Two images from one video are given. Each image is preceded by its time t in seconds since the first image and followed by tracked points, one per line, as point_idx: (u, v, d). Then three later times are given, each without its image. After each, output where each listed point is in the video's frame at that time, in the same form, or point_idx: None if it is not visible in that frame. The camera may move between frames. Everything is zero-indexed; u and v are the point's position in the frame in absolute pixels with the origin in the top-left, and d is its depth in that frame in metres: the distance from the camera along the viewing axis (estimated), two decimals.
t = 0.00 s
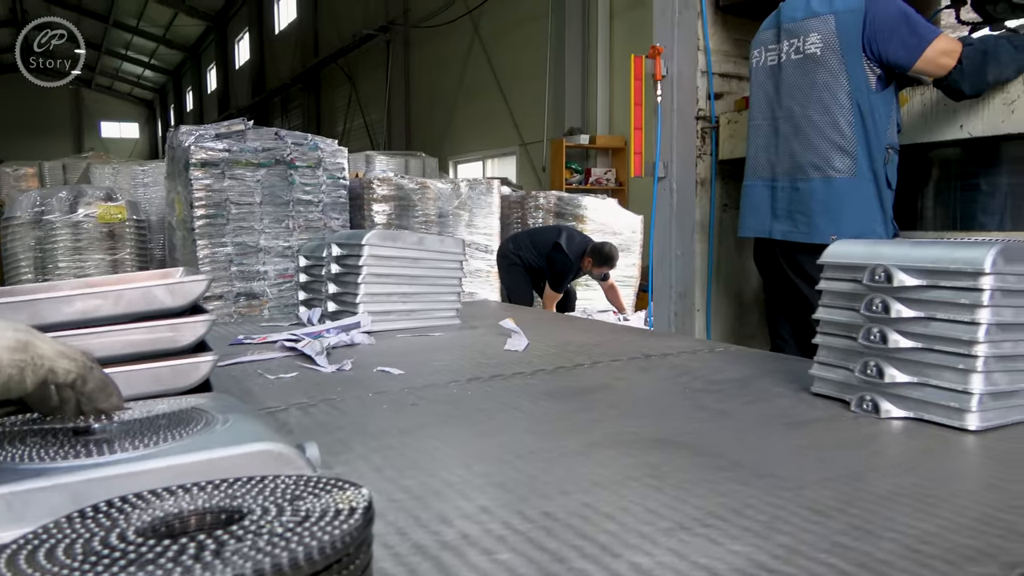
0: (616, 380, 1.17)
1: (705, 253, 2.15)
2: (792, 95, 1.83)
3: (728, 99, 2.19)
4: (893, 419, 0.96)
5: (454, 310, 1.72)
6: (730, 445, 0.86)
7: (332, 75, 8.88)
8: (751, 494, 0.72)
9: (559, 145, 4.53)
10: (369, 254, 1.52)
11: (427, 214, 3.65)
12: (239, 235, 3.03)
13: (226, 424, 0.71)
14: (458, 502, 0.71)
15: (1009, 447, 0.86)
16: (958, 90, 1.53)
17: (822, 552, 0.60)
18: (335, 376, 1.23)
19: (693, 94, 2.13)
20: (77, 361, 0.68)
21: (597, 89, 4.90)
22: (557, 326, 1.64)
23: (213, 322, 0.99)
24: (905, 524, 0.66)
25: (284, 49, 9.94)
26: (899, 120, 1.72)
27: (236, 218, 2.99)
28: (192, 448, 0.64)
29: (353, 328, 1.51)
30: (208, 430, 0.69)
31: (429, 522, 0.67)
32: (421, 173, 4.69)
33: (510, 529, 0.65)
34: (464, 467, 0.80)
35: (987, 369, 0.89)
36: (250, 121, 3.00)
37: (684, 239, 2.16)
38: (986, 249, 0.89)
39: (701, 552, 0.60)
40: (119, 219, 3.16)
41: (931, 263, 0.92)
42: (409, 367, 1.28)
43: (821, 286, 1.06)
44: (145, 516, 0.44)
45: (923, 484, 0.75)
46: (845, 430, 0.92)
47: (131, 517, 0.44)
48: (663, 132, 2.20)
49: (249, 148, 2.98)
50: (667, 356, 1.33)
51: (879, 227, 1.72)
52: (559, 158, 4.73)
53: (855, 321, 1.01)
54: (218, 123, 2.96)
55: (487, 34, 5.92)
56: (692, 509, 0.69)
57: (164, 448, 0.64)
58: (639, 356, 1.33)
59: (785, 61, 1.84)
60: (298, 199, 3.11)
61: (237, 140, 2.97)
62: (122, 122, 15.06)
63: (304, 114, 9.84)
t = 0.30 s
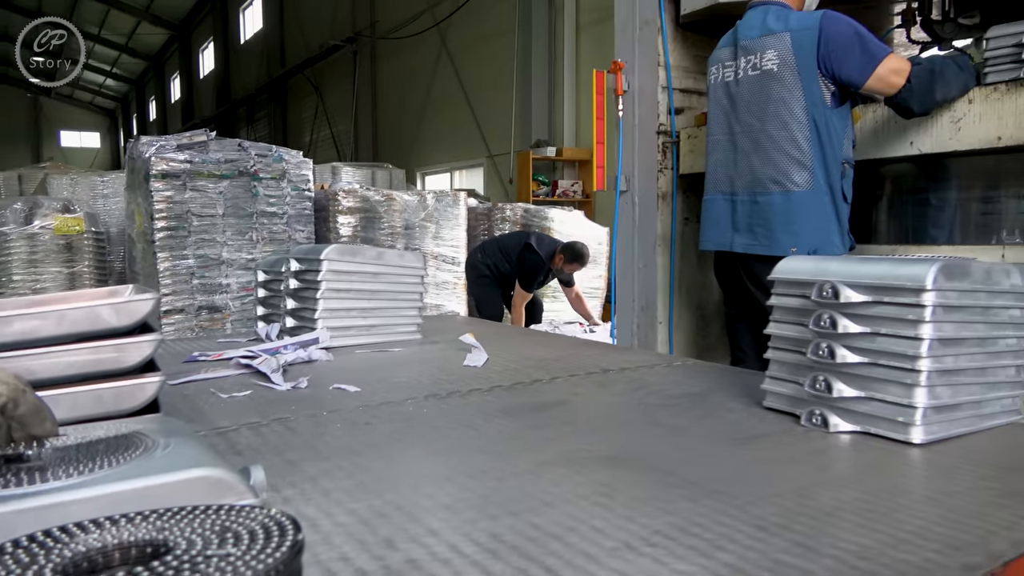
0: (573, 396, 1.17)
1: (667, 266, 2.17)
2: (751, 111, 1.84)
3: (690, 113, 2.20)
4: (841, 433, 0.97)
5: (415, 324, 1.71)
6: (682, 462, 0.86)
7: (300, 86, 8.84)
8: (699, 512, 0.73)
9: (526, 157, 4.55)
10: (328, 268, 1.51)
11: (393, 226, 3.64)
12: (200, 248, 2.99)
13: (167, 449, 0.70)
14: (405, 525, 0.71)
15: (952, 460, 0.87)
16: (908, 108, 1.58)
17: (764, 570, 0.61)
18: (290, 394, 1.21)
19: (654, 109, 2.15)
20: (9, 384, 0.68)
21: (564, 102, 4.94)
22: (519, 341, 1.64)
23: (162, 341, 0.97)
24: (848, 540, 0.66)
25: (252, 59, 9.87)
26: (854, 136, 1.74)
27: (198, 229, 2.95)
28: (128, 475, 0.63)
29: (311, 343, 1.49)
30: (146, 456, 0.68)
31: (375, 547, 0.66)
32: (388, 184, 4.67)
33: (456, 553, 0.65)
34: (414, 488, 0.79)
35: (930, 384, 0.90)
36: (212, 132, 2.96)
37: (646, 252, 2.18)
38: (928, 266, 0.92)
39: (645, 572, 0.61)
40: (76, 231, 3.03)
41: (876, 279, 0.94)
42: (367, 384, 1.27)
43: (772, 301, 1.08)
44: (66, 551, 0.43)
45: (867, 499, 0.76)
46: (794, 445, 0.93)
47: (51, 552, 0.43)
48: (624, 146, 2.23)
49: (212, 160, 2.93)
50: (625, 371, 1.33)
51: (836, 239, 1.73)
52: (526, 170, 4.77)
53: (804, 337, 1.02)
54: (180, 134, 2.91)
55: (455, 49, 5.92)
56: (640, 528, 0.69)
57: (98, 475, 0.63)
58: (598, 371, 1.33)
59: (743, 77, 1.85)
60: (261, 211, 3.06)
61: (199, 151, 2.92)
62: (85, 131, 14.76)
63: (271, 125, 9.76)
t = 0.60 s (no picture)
0: (531, 411, 1.17)
1: (630, 277, 2.19)
2: (711, 125, 1.87)
3: (651, 127, 2.24)
4: (792, 446, 0.98)
5: (376, 338, 1.69)
6: (634, 476, 0.87)
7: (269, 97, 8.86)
8: (648, 528, 0.73)
9: (494, 168, 4.60)
10: (287, 282, 1.49)
11: (359, 237, 3.65)
12: (163, 259, 3.23)
13: (105, 475, 0.68)
14: (352, 546, 0.70)
15: (897, 471, 0.89)
16: (860, 122, 1.61)
17: None
18: (245, 411, 1.19)
19: (616, 122, 2.17)
20: None
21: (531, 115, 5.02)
22: (481, 354, 1.64)
23: (106, 360, 0.95)
24: (790, 554, 0.67)
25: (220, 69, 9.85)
26: (810, 150, 1.78)
27: (159, 240, 3.18)
28: (62, 503, 0.61)
29: (270, 358, 1.48)
30: (83, 482, 0.66)
31: (320, 569, 0.65)
32: (356, 196, 4.68)
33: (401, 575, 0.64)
34: (363, 508, 0.78)
35: (876, 396, 0.92)
36: (174, 144, 3.20)
37: (610, 264, 2.20)
38: (872, 281, 0.94)
39: None
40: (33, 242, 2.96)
41: (823, 293, 0.96)
42: (324, 400, 1.25)
43: (725, 315, 1.09)
44: None
45: (813, 511, 0.78)
46: (745, 458, 0.94)
47: None
48: (588, 159, 2.25)
49: (173, 171, 3.18)
50: (584, 384, 1.34)
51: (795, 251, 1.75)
52: (494, 181, 4.80)
53: (756, 350, 1.04)
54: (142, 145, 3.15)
55: (422, 59, 6.31)
56: (588, 545, 0.69)
57: (30, 502, 0.61)
58: (557, 385, 1.33)
59: (703, 92, 1.88)
60: (225, 222, 3.35)
61: (161, 161, 3.17)
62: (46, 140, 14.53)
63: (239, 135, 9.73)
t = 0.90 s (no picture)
0: (491, 423, 1.17)
1: (597, 288, 2.20)
2: (674, 137, 1.88)
3: (617, 140, 2.25)
4: (747, 457, 0.99)
5: (339, 351, 1.68)
6: (589, 490, 0.87)
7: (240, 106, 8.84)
8: (599, 542, 0.73)
9: (464, 178, 4.63)
10: (247, 294, 1.48)
11: (328, 246, 3.66)
12: (126, 268, 3.34)
13: (46, 496, 0.67)
14: (301, 565, 0.69)
15: (847, 480, 0.91)
16: (815, 140, 1.65)
17: None
18: (202, 426, 1.18)
19: (582, 134, 2.19)
20: None
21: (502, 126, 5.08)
22: (445, 366, 1.64)
23: (55, 377, 0.94)
24: (737, 566, 0.68)
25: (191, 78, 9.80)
26: (769, 164, 1.81)
27: (122, 250, 3.30)
28: None
29: (230, 371, 1.46)
30: (22, 503, 0.64)
31: None
32: (325, 205, 4.67)
33: None
34: (315, 526, 0.77)
35: (827, 408, 0.94)
36: (139, 153, 3.33)
37: (576, 275, 2.21)
38: (823, 294, 0.95)
39: None
40: None
41: (777, 306, 0.98)
42: (283, 414, 1.24)
43: (682, 327, 1.10)
44: None
45: (763, 523, 0.79)
46: (699, 470, 0.95)
47: None
48: (555, 171, 2.26)
49: (137, 179, 3.30)
50: (546, 396, 1.34)
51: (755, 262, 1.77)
52: (464, 191, 4.83)
53: (711, 362, 1.05)
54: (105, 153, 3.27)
55: (393, 67, 6.41)
56: (539, 561, 0.69)
57: None
58: (519, 396, 1.33)
59: (666, 105, 1.89)
60: (191, 232, 3.47)
61: (125, 170, 3.28)
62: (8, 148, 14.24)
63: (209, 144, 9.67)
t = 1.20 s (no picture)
0: (451, 439, 1.16)
1: (563, 301, 2.21)
2: (638, 152, 1.90)
3: (582, 154, 2.28)
4: (701, 472, 1.00)
5: (301, 366, 1.66)
6: (544, 507, 0.87)
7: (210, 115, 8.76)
8: (550, 561, 0.73)
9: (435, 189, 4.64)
10: (206, 308, 1.47)
11: (296, 258, 3.64)
12: (88, 280, 3.28)
13: None
14: None
15: (799, 495, 0.92)
16: (770, 162, 1.69)
17: None
18: (155, 444, 1.15)
19: (548, 147, 2.20)
20: None
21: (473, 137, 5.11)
22: (408, 381, 1.63)
23: None
24: None
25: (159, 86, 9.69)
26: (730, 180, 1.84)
27: (84, 261, 3.24)
28: None
29: (188, 386, 1.45)
30: None
31: None
32: (294, 216, 4.63)
33: None
34: (265, 548, 0.76)
35: (780, 423, 0.95)
36: (102, 162, 3.28)
37: (543, 288, 2.22)
38: (775, 310, 0.97)
39: None
40: None
41: (730, 322, 0.99)
42: (240, 431, 1.22)
43: (640, 342, 1.11)
44: None
45: (713, 539, 0.79)
46: (654, 486, 0.96)
47: None
48: (521, 184, 2.27)
49: (100, 189, 3.26)
50: (508, 411, 1.34)
51: (716, 276, 1.79)
52: (435, 202, 4.83)
53: (668, 377, 1.06)
54: (67, 162, 3.22)
55: (363, 78, 6.42)
56: None
57: None
58: (481, 412, 1.33)
59: (632, 120, 1.90)
60: (155, 243, 3.41)
61: (87, 180, 3.24)
62: None
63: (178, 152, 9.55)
